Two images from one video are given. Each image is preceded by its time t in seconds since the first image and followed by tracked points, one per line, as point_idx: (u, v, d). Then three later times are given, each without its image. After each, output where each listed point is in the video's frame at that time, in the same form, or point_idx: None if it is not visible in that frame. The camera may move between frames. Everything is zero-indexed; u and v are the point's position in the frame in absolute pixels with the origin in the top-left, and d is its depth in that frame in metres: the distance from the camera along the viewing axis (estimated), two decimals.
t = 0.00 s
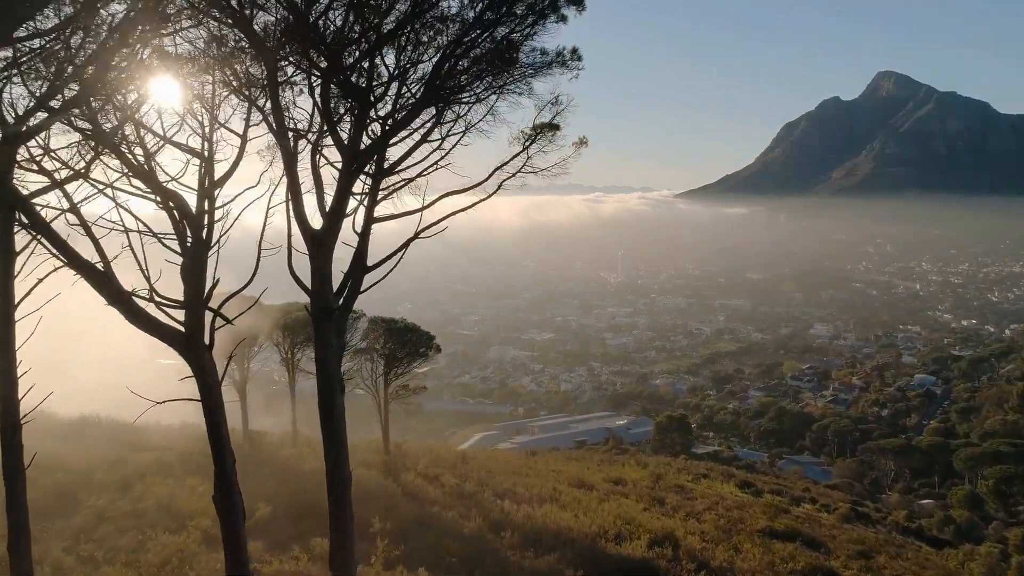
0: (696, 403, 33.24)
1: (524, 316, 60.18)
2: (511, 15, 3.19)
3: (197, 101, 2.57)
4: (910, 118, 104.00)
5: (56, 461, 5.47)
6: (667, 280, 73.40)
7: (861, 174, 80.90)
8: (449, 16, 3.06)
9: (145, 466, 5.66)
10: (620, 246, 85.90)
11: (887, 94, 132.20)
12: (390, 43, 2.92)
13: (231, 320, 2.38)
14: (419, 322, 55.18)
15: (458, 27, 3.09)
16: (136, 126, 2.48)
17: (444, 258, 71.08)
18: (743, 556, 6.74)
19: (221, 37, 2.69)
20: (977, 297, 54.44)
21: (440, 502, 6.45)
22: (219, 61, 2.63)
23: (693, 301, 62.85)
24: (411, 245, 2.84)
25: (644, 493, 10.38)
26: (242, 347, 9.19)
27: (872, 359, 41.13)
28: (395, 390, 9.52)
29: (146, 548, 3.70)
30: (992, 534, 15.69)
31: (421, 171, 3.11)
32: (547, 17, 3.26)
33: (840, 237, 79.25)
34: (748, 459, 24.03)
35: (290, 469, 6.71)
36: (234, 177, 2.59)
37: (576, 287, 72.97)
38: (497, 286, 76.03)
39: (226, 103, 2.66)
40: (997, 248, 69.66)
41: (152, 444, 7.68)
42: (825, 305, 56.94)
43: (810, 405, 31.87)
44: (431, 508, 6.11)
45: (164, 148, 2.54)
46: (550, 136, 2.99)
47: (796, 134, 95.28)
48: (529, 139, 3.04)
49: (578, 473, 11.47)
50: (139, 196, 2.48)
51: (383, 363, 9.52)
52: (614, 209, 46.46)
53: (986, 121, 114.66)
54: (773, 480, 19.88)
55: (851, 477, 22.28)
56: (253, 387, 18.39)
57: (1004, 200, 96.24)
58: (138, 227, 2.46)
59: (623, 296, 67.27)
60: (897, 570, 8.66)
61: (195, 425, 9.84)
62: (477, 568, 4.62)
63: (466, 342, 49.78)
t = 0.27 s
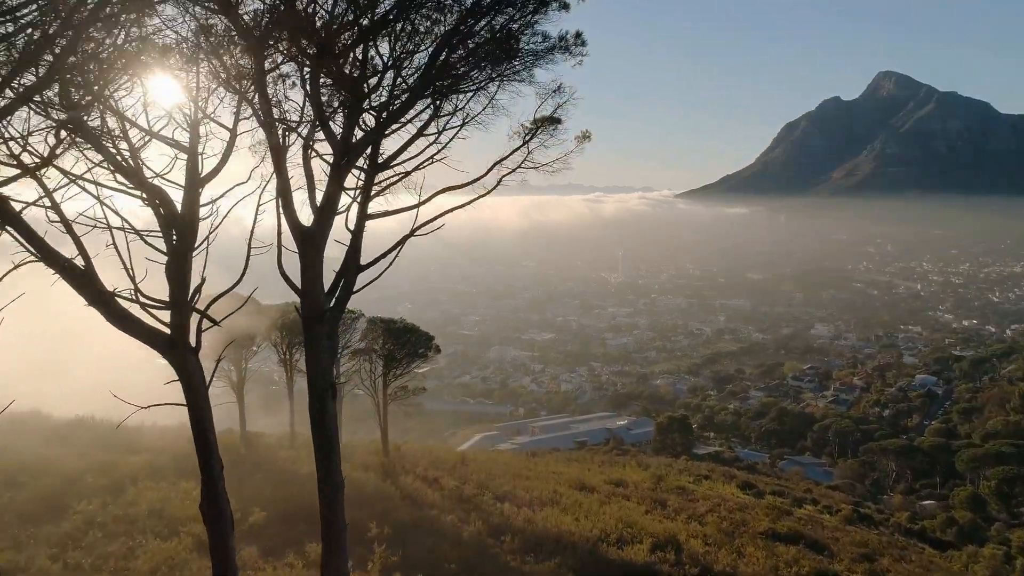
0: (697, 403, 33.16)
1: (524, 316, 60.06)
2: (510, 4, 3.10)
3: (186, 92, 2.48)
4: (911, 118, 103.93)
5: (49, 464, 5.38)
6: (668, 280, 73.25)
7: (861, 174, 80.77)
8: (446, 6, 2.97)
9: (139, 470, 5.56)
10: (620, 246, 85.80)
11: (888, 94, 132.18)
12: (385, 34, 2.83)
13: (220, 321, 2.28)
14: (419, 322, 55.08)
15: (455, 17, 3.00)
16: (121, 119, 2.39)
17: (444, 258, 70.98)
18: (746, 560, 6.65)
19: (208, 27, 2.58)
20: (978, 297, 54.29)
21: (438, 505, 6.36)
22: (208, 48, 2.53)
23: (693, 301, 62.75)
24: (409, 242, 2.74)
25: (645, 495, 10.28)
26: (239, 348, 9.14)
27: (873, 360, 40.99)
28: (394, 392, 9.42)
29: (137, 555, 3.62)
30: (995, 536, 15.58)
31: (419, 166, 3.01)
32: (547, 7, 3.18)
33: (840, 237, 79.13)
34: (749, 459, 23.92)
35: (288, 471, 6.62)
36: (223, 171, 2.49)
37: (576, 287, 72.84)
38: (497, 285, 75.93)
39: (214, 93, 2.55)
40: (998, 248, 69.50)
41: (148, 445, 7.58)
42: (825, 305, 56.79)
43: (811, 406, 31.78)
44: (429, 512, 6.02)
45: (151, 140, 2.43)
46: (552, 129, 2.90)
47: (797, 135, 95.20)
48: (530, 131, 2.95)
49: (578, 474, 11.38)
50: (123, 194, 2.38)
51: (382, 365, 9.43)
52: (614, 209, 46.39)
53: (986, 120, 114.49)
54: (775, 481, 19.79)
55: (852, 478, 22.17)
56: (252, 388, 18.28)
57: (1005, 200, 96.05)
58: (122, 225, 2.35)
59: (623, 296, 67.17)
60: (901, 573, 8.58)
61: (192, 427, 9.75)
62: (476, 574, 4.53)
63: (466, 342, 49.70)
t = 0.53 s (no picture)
0: (697, 404, 33.03)
1: (524, 316, 59.98)
2: None
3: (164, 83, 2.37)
4: (912, 118, 103.80)
5: (37, 467, 5.27)
6: (668, 280, 73.09)
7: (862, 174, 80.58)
8: None
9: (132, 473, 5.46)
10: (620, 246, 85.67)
11: (888, 95, 131.98)
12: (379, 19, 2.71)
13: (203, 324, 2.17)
14: (420, 322, 55.00)
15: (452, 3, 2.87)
16: (101, 107, 2.32)
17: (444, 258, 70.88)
18: (750, 564, 6.53)
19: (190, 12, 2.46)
20: (979, 297, 54.14)
21: (437, 508, 6.25)
22: (190, 39, 2.44)
23: (694, 301, 62.63)
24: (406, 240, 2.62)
25: (647, 498, 10.18)
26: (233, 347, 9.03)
27: (874, 360, 40.84)
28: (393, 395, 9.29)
29: (122, 564, 3.51)
30: (998, 538, 15.46)
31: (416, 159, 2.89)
32: None
33: (840, 237, 78.97)
34: (750, 461, 23.83)
35: (283, 474, 6.51)
36: (209, 166, 2.40)
37: (577, 287, 72.72)
38: (497, 285, 75.81)
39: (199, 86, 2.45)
40: (999, 248, 69.26)
41: (143, 447, 7.49)
42: (826, 305, 56.68)
43: (812, 406, 31.64)
44: (427, 515, 5.90)
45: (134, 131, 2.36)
46: (553, 121, 2.78)
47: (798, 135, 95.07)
48: (530, 123, 2.83)
49: (579, 477, 11.29)
50: (104, 189, 2.29)
51: (380, 366, 9.31)
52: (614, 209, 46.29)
53: (986, 120, 114.30)
54: (776, 482, 19.66)
55: (854, 479, 22.03)
56: (249, 388, 18.15)
57: (1005, 200, 96.00)
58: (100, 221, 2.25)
59: (623, 296, 67.03)
60: None
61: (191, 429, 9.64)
62: None
63: (466, 342, 49.59)
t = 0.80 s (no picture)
0: (698, 404, 32.92)
1: (524, 316, 59.87)
2: None
3: (146, 71, 2.26)
4: (912, 118, 103.69)
5: (26, 471, 5.16)
6: (668, 280, 73.00)
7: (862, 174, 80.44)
8: None
9: (124, 477, 5.35)
10: (620, 246, 85.56)
11: (888, 95, 131.79)
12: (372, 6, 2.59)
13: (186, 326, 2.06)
14: (420, 322, 54.90)
15: None
16: (79, 97, 2.22)
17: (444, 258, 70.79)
18: (754, 569, 6.43)
19: None
20: (979, 298, 54.02)
21: (436, 511, 6.14)
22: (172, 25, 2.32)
23: (694, 301, 62.53)
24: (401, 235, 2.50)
25: (649, 500, 10.07)
26: (230, 347, 8.94)
27: (875, 360, 40.73)
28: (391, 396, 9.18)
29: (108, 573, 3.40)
30: (1001, 540, 15.35)
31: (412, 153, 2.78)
32: None
33: (840, 237, 78.86)
34: (751, 461, 23.72)
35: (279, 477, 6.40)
36: (193, 159, 2.29)
37: (577, 287, 72.58)
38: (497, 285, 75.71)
39: (183, 74, 2.34)
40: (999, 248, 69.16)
41: (137, 449, 7.38)
42: (826, 305, 56.57)
43: (813, 407, 31.54)
44: (426, 520, 5.79)
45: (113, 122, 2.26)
46: (554, 112, 2.68)
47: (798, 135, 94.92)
48: (530, 115, 2.72)
49: (579, 478, 11.18)
50: (83, 184, 2.19)
51: (378, 366, 9.19)
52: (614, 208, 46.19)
53: (987, 120, 114.16)
54: (778, 483, 19.55)
55: (855, 480, 21.93)
56: (246, 389, 18.03)
57: (1005, 200, 95.86)
58: (78, 218, 2.14)
59: (624, 296, 66.91)
60: None
61: (188, 431, 9.53)
62: None
63: (466, 342, 49.49)
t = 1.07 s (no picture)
0: (698, 404, 32.83)
1: (524, 316, 59.79)
2: None
3: (128, 62, 2.17)
4: (913, 118, 103.61)
5: (18, 473, 5.06)
6: (669, 280, 72.89)
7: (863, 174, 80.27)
8: None
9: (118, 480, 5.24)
10: (621, 246, 85.54)
11: (888, 95, 131.73)
12: None
13: (169, 325, 1.96)
14: (420, 322, 54.82)
15: None
16: (58, 87, 2.14)
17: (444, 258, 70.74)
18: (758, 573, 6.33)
19: None
20: (980, 298, 53.90)
21: (434, 515, 6.04)
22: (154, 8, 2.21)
23: (694, 301, 62.47)
24: (397, 231, 2.40)
25: (650, 502, 9.97)
26: (226, 348, 8.85)
27: (876, 360, 40.61)
28: (391, 397, 9.07)
29: None
30: (1004, 542, 15.24)
31: (407, 146, 2.66)
32: None
33: (841, 237, 78.74)
34: (752, 462, 23.62)
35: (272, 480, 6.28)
36: (177, 154, 2.18)
37: (577, 287, 72.48)
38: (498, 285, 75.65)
39: (168, 65, 2.25)
40: (1000, 249, 68.95)
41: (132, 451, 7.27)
42: (827, 305, 56.46)
43: (814, 407, 31.45)
44: (425, 523, 5.71)
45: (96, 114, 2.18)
46: (556, 104, 2.58)
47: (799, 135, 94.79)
48: (532, 107, 2.63)
49: (580, 480, 11.09)
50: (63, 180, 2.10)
51: (378, 366, 9.11)
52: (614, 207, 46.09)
53: (988, 120, 113.90)
54: (779, 484, 19.46)
55: (857, 481, 21.83)
56: (245, 390, 17.94)
57: (1006, 200, 95.65)
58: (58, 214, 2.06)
59: (624, 296, 66.84)
60: None
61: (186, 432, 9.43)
62: None
63: (466, 341, 49.43)
